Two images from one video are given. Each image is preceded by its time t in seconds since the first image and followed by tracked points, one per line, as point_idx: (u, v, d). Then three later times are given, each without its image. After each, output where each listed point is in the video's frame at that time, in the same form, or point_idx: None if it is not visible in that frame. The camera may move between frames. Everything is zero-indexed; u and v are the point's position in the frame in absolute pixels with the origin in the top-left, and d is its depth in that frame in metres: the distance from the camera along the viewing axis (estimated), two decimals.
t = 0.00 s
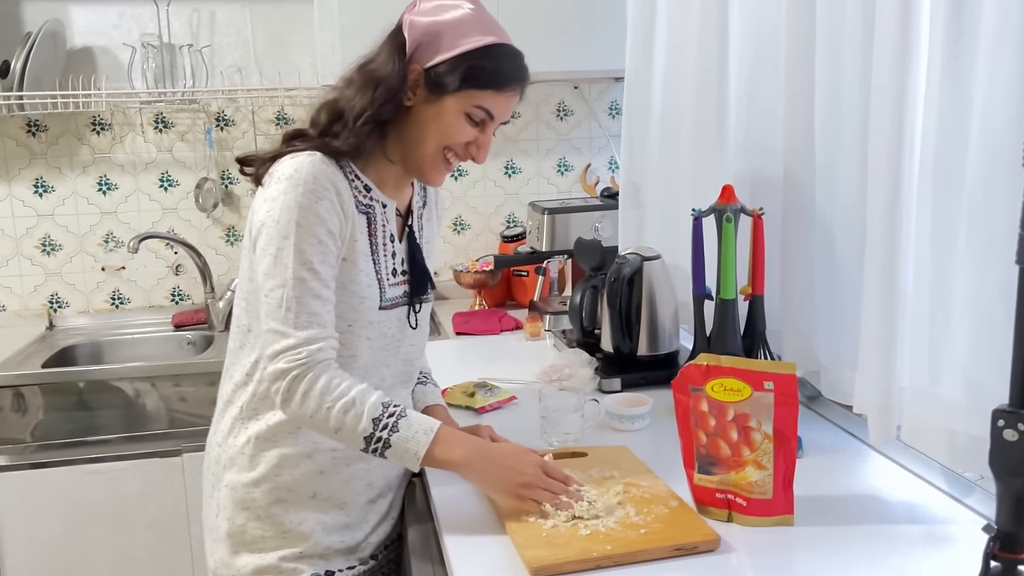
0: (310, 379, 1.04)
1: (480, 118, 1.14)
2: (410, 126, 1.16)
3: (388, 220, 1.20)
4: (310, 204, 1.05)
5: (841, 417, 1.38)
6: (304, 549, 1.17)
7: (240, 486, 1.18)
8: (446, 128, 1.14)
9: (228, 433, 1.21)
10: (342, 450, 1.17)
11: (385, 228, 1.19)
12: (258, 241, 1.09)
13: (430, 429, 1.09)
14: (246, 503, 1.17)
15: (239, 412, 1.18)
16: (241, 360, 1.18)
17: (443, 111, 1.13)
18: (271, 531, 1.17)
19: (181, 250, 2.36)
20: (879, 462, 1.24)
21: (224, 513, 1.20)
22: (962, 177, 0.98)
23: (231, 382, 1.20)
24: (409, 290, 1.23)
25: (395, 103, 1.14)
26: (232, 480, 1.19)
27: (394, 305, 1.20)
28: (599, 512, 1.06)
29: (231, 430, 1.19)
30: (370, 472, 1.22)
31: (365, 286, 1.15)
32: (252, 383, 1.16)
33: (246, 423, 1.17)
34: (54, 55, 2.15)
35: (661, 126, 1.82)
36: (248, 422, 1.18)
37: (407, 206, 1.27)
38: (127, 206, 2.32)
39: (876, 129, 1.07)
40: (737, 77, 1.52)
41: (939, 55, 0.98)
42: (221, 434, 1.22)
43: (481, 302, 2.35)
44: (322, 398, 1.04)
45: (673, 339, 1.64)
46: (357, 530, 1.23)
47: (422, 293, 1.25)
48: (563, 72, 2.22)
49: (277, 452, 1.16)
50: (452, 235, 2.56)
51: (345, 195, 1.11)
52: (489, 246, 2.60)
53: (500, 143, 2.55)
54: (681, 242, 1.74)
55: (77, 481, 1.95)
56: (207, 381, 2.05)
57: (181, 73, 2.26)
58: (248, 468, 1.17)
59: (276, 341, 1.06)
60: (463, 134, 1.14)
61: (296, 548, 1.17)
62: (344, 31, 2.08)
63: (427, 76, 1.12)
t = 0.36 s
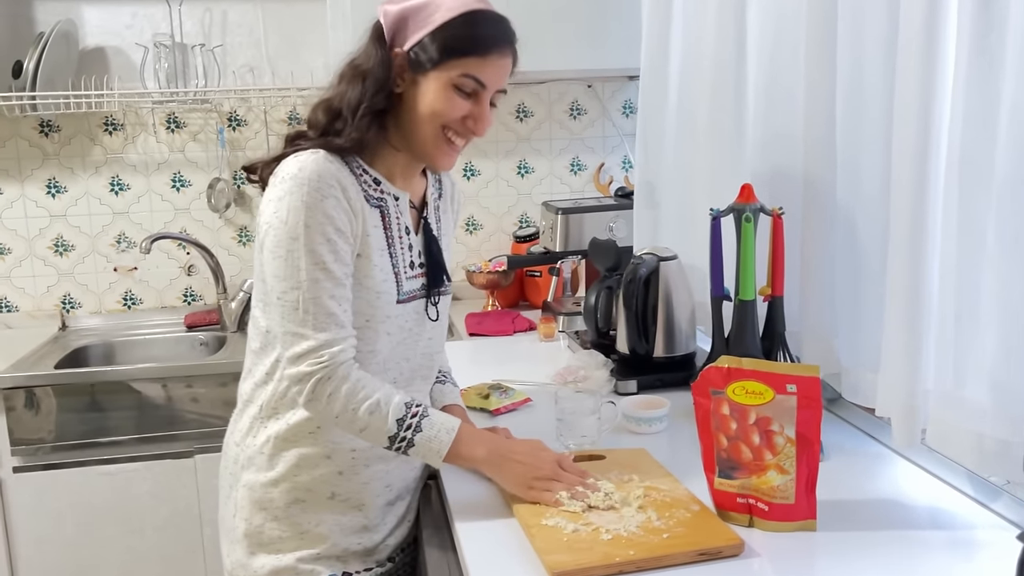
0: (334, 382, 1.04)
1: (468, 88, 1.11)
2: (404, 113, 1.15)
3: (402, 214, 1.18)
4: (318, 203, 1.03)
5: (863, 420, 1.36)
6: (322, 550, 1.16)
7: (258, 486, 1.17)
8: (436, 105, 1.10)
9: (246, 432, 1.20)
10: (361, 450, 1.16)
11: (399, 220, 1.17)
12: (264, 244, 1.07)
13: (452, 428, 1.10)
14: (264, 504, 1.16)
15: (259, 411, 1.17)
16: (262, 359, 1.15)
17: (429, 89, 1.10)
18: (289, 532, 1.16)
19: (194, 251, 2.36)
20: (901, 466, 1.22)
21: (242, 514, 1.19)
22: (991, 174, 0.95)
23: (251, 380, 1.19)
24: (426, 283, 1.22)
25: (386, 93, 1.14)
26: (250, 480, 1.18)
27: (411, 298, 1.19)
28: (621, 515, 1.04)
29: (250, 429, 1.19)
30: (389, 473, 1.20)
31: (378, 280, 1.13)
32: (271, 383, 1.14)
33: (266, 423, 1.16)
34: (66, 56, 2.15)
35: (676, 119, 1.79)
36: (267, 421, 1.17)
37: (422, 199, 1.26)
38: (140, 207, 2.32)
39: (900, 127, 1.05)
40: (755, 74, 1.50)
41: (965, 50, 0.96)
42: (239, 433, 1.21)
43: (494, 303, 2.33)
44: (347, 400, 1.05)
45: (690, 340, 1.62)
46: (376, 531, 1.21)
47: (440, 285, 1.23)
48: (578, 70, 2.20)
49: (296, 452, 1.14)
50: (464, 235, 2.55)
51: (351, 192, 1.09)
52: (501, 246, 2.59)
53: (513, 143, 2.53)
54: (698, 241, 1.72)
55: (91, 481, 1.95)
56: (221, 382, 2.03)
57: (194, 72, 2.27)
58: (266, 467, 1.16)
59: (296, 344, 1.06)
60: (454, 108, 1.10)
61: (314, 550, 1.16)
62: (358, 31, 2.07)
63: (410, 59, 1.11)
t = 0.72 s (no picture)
0: (338, 386, 1.02)
1: (368, 56, 1.09)
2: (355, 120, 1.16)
3: (404, 219, 1.16)
4: (314, 209, 1.03)
5: (877, 427, 1.33)
6: (327, 559, 1.14)
7: (262, 494, 1.15)
8: (351, 89, 1.10)
9: (250, 439, 1.18)
10: (365, 457, 1.14)
11: (400, 226, 1.15)
12: (265, 255, 1.07)
13: (461, 429, 1.07)
14: (267, 512, 1.15)
15: (262, 418, 1.16)
16: (266, 366, 1.15)
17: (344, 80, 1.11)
18: (293, 540, 1.14)
19: (201, 253, 2.35)
20: (915, 473, 1.19)
21: (246, 522, 1.18)
22: (1010, 179, 0.93)
23: (255, 387, 1.17)
24: (430, 289, 1.19)
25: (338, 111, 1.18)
26: (253, 488, 1.17)
27: (413, 305, 1.17)
28: (632, 524, 1.02)
29: (254, 436, 1.17)
30: (395, 480, 1.18)
31: (378, 287, 1.11)
32: (276, 390, 1.13)
33: (269, 429, 1.15)
34: (73, 58, 2.15)
35: (686, 126, 1.78)
36: (270, 427, 1.15)
37: (426, 205, 1.25)
38: (146, 209, 2.31)
39: (917, 130, 1.03)
40: (767, 76, 1.48)
41: (982, 52, 0.94)
42: (243, 440, 1.20)
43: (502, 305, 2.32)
44: (352, 403, 1.02)
45: (701, 344, 1.60)
46: (382, 539, 1.19)
47: (445, 291, 1.21)
48: (587, 72, 2.18)
49: (301, 458, 1.13)
50: (472, 238, 2.53)
51: (347, 198, 1.07)
52: (509, 248, 2.57)
53: (521, 145, 2.51)
54: (708, 245, 1.70)
55: (96, 485, 1.94)
56: (227, 385, 2.02)
57: (201, 75, 2.26)
58: (270, 475, 1.15)
59: (297, 351, 1.03)
60: (363, 80, 1.09)
61: (319, 558, 1.14)
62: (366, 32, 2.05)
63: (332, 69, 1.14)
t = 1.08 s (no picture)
0: (350, 377, 1.01)
1: (379, 77, 1.05)
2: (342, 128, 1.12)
3: (381, 219, 1.16)
4: (285, 206, 1.03)
5: (878, 432, 1.32)
6: (317, 567, 1.13)
7: (250, 503, 1.15)
8: (356, 109, 1.06)
9: (237, 449, 1.17)
10: (354, 463, 1.13)
11: (377, 227, 1.15)
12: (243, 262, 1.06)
13: (464, 449, 1.06)
14: (256, 521, 1.14)
15: (247, 426, 1.15)
16: (253, 373, 1.14)
17: (344, 96, 1.07)
18: (282, 549, 1.14)
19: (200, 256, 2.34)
20: (916, 479, 1.18)
21: (235, 532, 1.17)
22: (1013, 184, 0.92)
23: (240, 395, 1.17)
24: (412, 289, 1.18)
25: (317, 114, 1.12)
26: (241, 497, 1.16)
27: (394, 306, 1.16)
28: (631, 531, 1.01)
29: (239, 445, 1.17)
30: (384, 486, 1.17)
31: (356, 285, 1.10)
32: (259, 398, 1.13)
33: (254, 437, 1.14)
34: (72, 59, 2.14)
35: (687, 129, 1.77)
36: (256, 435, 1.15)
37: (406, 205, 1.23)
38: (146, 211, 2.30)
39: (918, 135, 1.02)
40: (768, 79, 1.47)
41: (984, 56, 0.93)
42: (230, 449, 1.19)
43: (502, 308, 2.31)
44: (365, 398, 1.01)
45: (701, 348, 1.59)
46: (374, 545, 1.18)
47: (428, 291, 1.20)
48: (588, 74, 2.17)
49: (287, 466, 1.12)
50: (473, 240, 2.53)
51: (316, 196, 1.07)
52: (510, 251, 2.56)
53: (521, 147, 2.50)
54: (709, 249, 1.69)
55: (93, 488, 1.94)
56: (225, 388, 2.01)
57: (201, 76, 2.26)
58: (256, 484, 1.14)
59: (303, 344, 1.01)
60: (373, 103, 1.06)
61: (309, 567, 1.13)
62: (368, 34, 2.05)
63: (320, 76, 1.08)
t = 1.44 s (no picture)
0: (375, 375, 0.98)
1: (434, 107, 1.07)
2: (370, 132, 1.11)
3: (386, 218, 1.16)
4: (306, 208, 1.01)
5: (879, 432, 1.32)
6: (322, 566, 1.13)
7: (255, 502, 1.15)
8: (403, 130, 1.07)
9: (242, 448, 1.18)
10: (359, 462, 1.14)
11: (383, 226, 1.16)
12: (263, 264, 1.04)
13: (499, 425, 1.05)
14: (262, 519, 1.14)
15: (252, 426, 1.15)
16: (257, 372, 1.15)
17: (394, 114, 1.07)
18: (288, 548, 1.14)
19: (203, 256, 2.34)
20: (918, 480, 1.18)
21: (240, 531, 1.17)
22: (1017, 185, 0.92)
23: (245, 395, 1.17)
24: (413, 287, 1.20)
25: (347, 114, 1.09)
26: (247, 495, 1.16)
27: (400, 304, 1.17)
28: (633, 531, 1.01)
29: (245, 444, 1.17)
30: (389, 485, 1.17)
31: (368, 285, 1.11)
32: (266, 397, 1.13)
33: (260, 436, 1.15)
34: (75, 60, 2.15)
35: (689, 129, 1.77)
36: (263, 434, 1.15)
37: (406, 202, 1.24)
38: (149, 211, 2.31)
39: (920, 135, 1.02)
40: (770, 79, 1.47)
41: (986, 57, 0.93)
42: (236, 449, 1.19)
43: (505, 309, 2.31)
44: (393, 392, 0.99)
45: (704, 348, 1.59)
46: (379, 544, 1.18)
47: (429, 288, 1.21)
48: (591, 75, 2.17)
49: (294, 464, 1.12)
50: (475, 241, 2.53)
51: (336, 199, 1.07)
52: (512, 251, 2.56)
53: (524, 148, 2.51)
54: (710, 250, 1.69)
55: (97, 488, 1.94)
56: (229, 387, 2.01)
57: (204, 77, 2.26)
58: (263, 482, 1.14)
59: (324, 346, 0.98)
60: (422, 131, 1.08)
61: (314, 565, 1.13)
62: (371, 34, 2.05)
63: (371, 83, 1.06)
